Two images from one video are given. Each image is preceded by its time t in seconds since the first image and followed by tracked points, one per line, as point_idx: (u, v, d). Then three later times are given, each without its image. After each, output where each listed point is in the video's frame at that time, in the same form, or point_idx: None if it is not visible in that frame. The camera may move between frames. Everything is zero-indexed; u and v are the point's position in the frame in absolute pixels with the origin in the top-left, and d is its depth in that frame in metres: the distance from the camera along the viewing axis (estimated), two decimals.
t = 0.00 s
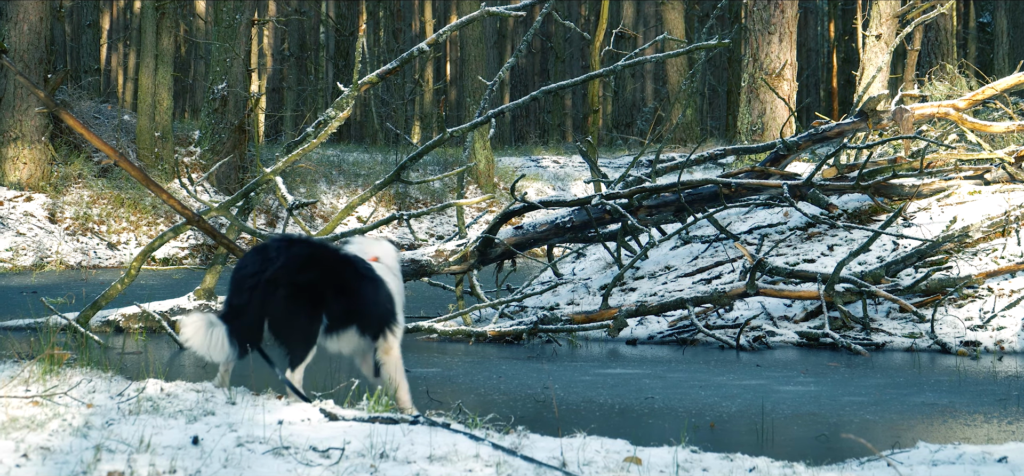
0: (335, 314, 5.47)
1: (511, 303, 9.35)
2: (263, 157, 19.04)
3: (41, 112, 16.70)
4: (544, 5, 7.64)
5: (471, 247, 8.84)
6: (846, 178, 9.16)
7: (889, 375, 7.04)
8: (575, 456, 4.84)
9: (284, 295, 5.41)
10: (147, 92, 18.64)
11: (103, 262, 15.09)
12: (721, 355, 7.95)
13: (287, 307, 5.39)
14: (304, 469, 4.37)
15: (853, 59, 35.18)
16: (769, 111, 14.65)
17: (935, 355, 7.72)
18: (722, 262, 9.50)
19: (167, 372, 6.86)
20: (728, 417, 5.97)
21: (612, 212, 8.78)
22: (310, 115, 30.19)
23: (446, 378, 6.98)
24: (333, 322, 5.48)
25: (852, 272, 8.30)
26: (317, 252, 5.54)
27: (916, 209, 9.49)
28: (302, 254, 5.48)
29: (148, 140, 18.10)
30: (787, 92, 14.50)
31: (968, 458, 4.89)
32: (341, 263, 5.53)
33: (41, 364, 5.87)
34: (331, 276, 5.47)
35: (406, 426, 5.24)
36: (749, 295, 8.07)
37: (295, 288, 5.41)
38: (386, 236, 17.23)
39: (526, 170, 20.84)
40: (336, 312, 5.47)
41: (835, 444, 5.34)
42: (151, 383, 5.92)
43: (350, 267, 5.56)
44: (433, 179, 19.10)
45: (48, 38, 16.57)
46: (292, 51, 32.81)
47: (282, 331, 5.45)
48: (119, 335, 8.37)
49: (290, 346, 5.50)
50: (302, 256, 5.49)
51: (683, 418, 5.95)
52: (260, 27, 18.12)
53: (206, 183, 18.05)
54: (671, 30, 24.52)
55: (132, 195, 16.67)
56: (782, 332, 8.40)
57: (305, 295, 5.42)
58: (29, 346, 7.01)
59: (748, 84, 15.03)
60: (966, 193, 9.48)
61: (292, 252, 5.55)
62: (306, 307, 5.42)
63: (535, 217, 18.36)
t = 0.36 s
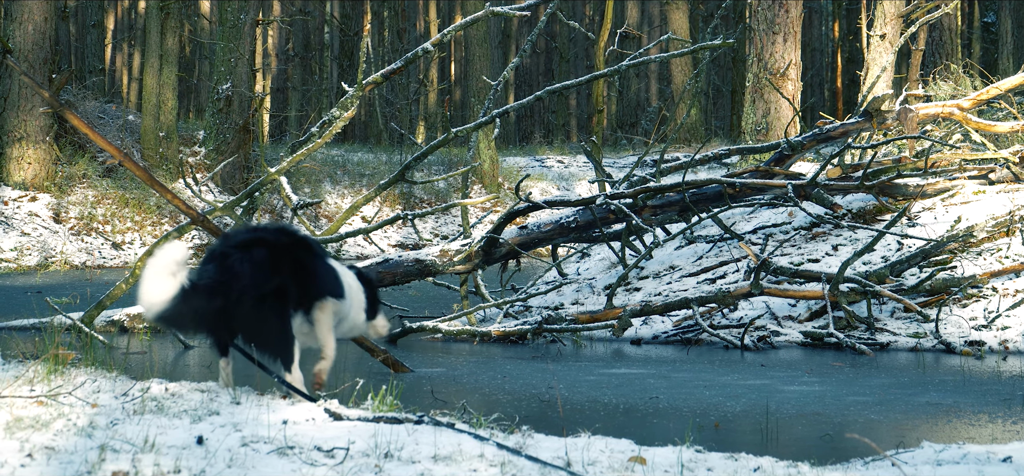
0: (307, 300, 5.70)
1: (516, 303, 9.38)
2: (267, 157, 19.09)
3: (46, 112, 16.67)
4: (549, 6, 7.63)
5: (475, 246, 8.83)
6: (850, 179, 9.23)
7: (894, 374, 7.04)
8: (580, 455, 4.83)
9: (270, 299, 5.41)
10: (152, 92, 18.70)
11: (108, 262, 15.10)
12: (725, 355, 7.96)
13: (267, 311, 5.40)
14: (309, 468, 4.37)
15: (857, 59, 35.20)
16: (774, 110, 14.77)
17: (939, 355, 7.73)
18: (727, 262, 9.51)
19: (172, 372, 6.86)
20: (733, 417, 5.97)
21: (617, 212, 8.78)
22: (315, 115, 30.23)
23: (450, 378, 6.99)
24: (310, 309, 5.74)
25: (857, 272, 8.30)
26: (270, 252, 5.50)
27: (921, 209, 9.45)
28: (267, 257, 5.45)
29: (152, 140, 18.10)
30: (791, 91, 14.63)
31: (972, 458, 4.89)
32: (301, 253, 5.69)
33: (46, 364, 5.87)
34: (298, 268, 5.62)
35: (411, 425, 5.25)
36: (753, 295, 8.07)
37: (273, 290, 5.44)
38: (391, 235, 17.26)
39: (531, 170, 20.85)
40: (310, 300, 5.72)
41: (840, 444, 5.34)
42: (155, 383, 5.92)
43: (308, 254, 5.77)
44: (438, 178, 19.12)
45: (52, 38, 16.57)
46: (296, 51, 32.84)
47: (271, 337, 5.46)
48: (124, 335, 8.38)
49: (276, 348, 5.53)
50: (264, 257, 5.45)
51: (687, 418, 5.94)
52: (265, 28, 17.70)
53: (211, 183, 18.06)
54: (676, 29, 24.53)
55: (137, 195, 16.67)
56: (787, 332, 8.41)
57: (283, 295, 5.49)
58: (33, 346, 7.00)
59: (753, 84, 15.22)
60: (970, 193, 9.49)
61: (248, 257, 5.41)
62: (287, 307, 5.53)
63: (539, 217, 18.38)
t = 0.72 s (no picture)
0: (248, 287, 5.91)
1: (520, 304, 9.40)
2: (272, 158, 19.14)
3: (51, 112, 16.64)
4: (554, 6, 7.62)
5: (480, 247, 8.84)
6: (855, 179, 9.19)
7: (898, 376, 7.04)
8: (584, 456, 4.82)
9: (203, 293, 5.72)
10: (157, 93, 18.75)
11: (113, 263, 15.13)
12: (730, 356, 7.97)
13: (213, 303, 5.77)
14: (314, 469, 4.37)
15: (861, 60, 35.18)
16: (779, 111, 15.03)
17: (944, 356, 7.73)
18: (732, 263, 9.52)
19: (177, 372, 6.88)
20: (738, 417, 5.98)
21: (622, 213, 8.78)
22: (320, 116, 30.28)
23: (456, 379, 7.00)
24: (252, 298, 5.91)
25: (861, 273, 8.30)
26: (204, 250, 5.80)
27: (926, 210, 9.50)
28: (194, 253, 5.71)
29: (157, 141, 18.13)
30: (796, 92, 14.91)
31: (977, 459, 4.89)
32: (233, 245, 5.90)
33: (52, 364, 5.89)
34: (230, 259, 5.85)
35: (416, 426, 5.25)
36: (758, 296, 8.06)
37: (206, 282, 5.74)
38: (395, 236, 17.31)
39: (536, 171, 20.88)
40: (252, 288, 5.90)
41: (844, 444, 5.34)
42: (161, 384, 5.94)
43: (243, 243, 5.94)
44: (442, 179, 19.16)
45: (57, 39, 16.57)
46: (301, 52, 32.92)
47: (212, 328, 5.82)
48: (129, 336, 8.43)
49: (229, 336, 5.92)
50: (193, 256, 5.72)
51: (692, 419, 5.94)
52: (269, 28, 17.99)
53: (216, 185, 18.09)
54: (680, 30, 24.54)
55: (141, 195, 16.71)
56: (792, 332, 8.42)
57: (213, 288, 5.74)
58: (39, 347, 7.06)
59: (757, 85, 15.43)
60: (975, 193, 9.50)
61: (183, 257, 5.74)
62: (222, 297, 5.80)
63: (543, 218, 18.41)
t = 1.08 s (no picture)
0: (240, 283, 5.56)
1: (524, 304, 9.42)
2: (276, 158, 19.15)
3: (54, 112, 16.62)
4: (558, 6, 7.61)
5: (485, 247, 8.82)
6: (859, 179, 9.16)
7: (901, 376, 7.04)
8: (587, 456, 4.81)
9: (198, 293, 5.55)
10: (160, 93, 18.79)
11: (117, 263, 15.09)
12: (734, 356, 7.97)
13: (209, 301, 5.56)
14: (317, 470, 4.36)
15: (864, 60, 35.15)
16: (783, 112, 15.14)
17: (948, 356, 7.74)
18: (735, 263, 9.52)
19: (180, 372, 6.88)
20: (741, 417, 5.99)
21: (625, 214, 8.80)
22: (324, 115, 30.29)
23: (459, 379, 6.99)
24: (248, 301, 5.60)
25: (865, 273, 8.31)
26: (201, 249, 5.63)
27: (929, 210, 9.52)
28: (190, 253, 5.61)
29: (161, 141, 18.14)
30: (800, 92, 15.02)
31: (981, 459, 4.89)
32: (223, 245, 5.61)
33: (55, 365, 5.88)
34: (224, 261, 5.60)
35: (420, 427, 5.24)
36: (762, 296, 8.07)
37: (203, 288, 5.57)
38: (399, 237, 17.37)
39: (539, 171, 20.89)
40: (244, 290, 5.57)
41: (848, 445, 5.34)
42: (164, 384, 5.94)
43: (235, 241, 5.64)
44: (446, 180, 19.18)
45: (61, 39, 16.57)
46: (304, 52, 32.97)
47: (212, 328, 5.60)
48: (132, 336, 8.47)
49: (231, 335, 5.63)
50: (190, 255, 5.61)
51: (695, 419, 5.94)
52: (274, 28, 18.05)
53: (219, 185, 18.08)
54: (684, 31, 24.55)
55: (145, 196, 16.71)
56: (795, 332, 8.43)
57: (207, 287, 5.54)
58: (42, 347, 7.07)
59: (761, 85, 15.48)
60: (979, 194, 9.51)
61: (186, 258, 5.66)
62: (216, 296, 5.55)
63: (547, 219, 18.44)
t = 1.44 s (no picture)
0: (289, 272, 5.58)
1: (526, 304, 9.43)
2: (277, 158, 19.16)
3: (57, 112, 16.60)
4: (559, 6, 7.61)
5: (486, 247, 8.88)
6: (860, 179, 9.22)
7: (903, 376, 7.04)
8: (590, 456, 4.81)
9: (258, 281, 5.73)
10: (162, 93, 18.83)
11: (119, 263, 15.12)
12: (736, 356, 7.98)
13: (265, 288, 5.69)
14: (320, 469, 4.36)
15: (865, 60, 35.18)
16: (785, 111, 15.18)
17: (950, 356, 7.75)
18: (737, 263, 9.52)
19: (183, 372, 6.89)
20: (743, 417, 5.98)
21: (627, 213, 8.79)
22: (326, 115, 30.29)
23: (461, 379, 6.99)
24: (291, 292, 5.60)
25: (867, 273, 8.30)
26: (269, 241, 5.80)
27: (931, 210, 9.51)
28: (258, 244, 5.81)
29: (162, 140, 18.15)
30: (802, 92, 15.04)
31: (983, 459, 4.88)
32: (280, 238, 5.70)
33: (57, 364, 5.88)
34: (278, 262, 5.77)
35: (422, 426, 5.24)
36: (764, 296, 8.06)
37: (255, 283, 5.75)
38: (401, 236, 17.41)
39: (541, 171, 20.91)
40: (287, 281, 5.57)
41: (850, 444, 5.33)
42: (166, 384, 5.94)
43: (284, 236, 5.67)
44: (448, 179, 19.21)
45: (63, 38, 16.55)
46: (306, 52, 32.97)
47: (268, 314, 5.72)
48: (134, 335, 8.50)
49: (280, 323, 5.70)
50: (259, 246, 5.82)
51: (697, 419, 5.94)
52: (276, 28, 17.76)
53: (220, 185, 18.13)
54: (686, 30, 24.58)
55: (147, 196, 16.74)
56: (797, 332, 8.44)
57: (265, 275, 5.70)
58: (44, 347, 7.08)
59: (763, 85, 15.49)
60: (981, 193, 9.53)
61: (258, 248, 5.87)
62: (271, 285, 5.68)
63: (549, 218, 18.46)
